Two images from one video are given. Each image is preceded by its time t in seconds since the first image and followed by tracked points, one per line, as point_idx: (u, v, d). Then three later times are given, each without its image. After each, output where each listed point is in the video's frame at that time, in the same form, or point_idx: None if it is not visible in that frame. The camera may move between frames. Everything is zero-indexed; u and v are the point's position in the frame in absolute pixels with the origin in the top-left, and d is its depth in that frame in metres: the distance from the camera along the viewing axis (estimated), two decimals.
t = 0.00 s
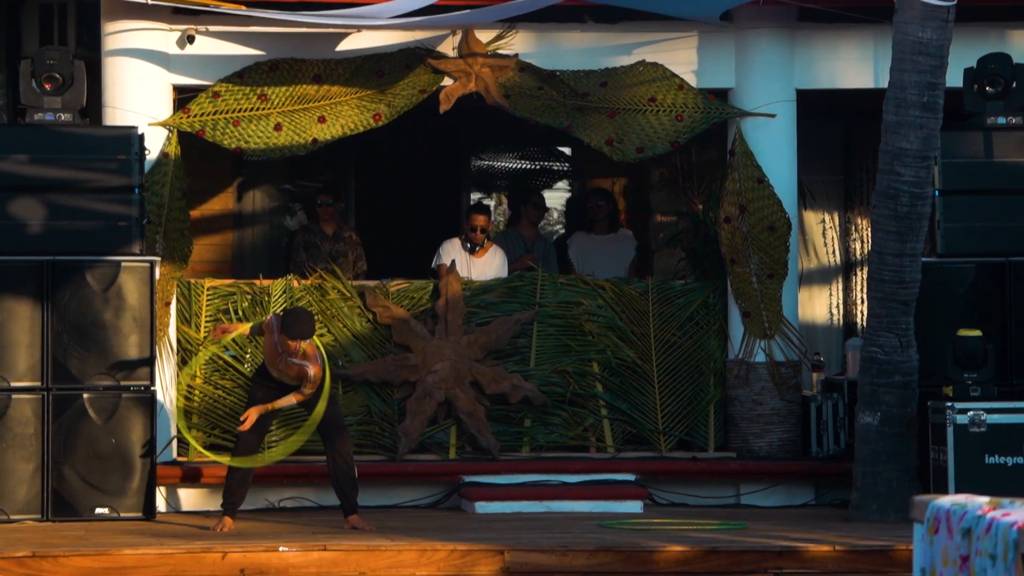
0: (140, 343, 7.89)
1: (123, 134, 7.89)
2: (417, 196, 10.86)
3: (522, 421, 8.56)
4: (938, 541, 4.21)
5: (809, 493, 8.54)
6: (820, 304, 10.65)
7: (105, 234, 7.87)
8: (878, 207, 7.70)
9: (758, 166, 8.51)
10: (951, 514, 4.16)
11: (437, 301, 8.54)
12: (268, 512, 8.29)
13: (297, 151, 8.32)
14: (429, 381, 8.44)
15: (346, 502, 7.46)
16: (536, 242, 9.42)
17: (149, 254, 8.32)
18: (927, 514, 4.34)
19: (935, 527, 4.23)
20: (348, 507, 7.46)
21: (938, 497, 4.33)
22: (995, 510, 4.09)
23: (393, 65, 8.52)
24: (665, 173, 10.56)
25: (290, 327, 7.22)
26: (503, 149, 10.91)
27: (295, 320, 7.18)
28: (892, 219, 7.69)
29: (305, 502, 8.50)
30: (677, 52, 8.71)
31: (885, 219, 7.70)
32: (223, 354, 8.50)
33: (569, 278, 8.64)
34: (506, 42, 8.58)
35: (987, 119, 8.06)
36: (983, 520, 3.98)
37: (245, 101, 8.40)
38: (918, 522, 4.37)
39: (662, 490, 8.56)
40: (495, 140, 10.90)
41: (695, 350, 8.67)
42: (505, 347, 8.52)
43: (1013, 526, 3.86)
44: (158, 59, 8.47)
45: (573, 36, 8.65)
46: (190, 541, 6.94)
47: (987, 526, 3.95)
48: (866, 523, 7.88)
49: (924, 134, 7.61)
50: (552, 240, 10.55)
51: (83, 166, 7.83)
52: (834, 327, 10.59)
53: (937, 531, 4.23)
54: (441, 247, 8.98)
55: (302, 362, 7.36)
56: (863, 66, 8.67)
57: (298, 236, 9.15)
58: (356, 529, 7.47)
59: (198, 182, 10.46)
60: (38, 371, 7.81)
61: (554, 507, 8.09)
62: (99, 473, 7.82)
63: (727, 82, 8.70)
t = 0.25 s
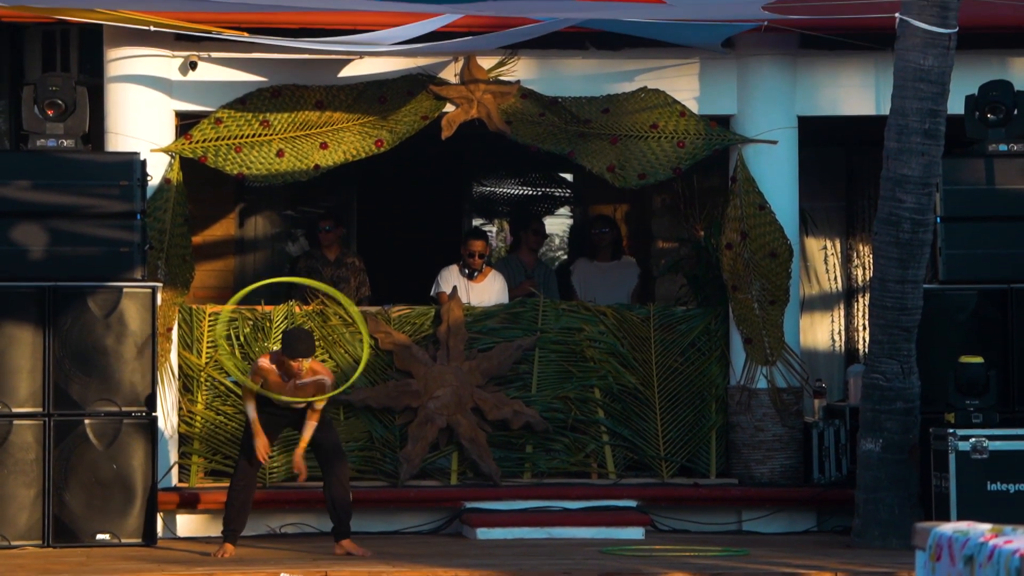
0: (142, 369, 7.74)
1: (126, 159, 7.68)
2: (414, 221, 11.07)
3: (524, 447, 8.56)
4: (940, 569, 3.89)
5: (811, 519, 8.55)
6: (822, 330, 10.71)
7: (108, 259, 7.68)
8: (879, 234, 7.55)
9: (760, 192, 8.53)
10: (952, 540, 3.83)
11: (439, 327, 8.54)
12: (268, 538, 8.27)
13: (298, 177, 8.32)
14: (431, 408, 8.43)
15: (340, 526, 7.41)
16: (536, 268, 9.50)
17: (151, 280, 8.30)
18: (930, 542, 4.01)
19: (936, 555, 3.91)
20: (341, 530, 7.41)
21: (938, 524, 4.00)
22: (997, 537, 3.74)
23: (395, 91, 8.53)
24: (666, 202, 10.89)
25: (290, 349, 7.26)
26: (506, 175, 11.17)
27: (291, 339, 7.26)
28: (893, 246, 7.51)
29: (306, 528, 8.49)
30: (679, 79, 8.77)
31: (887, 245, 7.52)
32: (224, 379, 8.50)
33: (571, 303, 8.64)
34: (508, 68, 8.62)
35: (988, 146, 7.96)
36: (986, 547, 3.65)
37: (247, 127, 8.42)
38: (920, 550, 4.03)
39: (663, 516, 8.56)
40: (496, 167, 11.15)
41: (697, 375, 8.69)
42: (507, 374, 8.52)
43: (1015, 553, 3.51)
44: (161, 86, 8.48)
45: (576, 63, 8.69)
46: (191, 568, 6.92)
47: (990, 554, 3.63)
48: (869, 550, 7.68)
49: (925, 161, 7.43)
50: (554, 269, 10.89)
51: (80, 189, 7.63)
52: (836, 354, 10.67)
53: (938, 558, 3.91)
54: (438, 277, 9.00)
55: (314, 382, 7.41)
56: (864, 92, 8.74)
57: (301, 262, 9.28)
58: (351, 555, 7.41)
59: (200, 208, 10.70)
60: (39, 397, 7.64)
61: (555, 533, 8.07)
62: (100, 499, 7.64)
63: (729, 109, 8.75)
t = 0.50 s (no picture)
0: (143, 376, 7.73)
1: (126, 166, 7.67)
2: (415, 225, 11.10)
3: (525, 454, 8.56)
4: None
5: (812, 527, 8.54)
6: (824, 337, 10.74)
7: (111, 266, 7.68)
8: (881, 241, 7.53)
9: (762, 200, 8.53)
10: (953, 547, 3.84)
11: (441, 334, 8.55)
12: (269, 545, 8.25)
13: (300, 184, 8.32)
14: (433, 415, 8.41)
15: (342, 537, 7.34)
16: (537, 275, 9.56)
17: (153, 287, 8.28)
18: (931, 549, 4.02)
19: (939, 562, 3.91)
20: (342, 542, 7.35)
21: (941, 531, 4.01)
22: (999, 545, 3.74)
23: (397, 99, 8.56)
24: (668, 207, 10.87)
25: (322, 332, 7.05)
26: (507, 182, 11.20)
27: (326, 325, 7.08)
28: (895, 254, 7.50)
29: (308, 535, 8.47)
30: (682, 86, 8.78)
31: (890, 253, 7.50)
32: (227, 387, 8.49)
33: (573, 311, 8.66)
34: (509, 75, 8.64)
35: (990, 153, 7.93)
36: (987, 555, 3.64)
37: (249, 134, 8.41)
38: (923, 558, 4.06)
39: (665, 524, 8.53)
40: (497, 174, 11.20)
41: (699, 383, 8.70)
42: (508, 381, 8.52)
43: (1017, 559, 3.50)
44: (163, 92, 8.50)
45: (578, 71, 8.71)
46: None
47: (991, 561, 3.60)
48: (870, 557, 7.64)
49: (927, 168, 7.41)
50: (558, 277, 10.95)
51: (84, 198, 7.62)
52: (837, 360, 10.68)
53: (941, 566, 3.90)
54: (438, 283, 9.02)
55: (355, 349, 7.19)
56: (866, 100, 8.74)
57: (302, 268, 9.32)
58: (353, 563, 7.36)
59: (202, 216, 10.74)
60: (42, 404, 7.64)
61: (557, 540, 8.08)
62: (102, 506, 7.62)
63: (731, 116, 8.76)
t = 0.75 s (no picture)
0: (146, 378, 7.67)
1: (131, 167, 7.69)
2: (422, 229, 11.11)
3: (529, 456, 8.57)
4: None
5: (815, 529, 8.55)
6: (826, 339, 10.78)
7: (114, 267, 7.68)
8: (884, 243, 7.52)
9: (765, 201, 8.50)
10: (956, 549, 3.82)
11: (444, 335, 8.55)
12: (273, 546, 8.26)
13: (303, 186, 8.31)
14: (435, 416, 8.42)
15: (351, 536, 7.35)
16: (540, 277, 9.56)
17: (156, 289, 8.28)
18: (935, 551, 4.02)
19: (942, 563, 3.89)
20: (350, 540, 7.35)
21: (945, 533, 3.98)
22: (1003, 547, 3.72)
23: (400, 100, 8.55)
24: (671, 209, 11.00)
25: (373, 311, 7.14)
26: (510, 184, 11.23)
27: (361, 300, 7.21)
28: (897, 256, 7.50)
29: (311, 536, 8.45)
30: (685, 87, 8.79)
31: (892, 255, 7.50)
32: (229, 388, 8.49)
33: (576, 312, 8.66)
34: (513, 77, 8.65)
35: (994, 155, 7.93)
36: (990, 556, 3.62)
37: (252, 136, 8.41)
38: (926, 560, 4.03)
39: (668, 525, 8.55)
40: (500, 175, 11.23)
41: (701, 384, 8.71)
42: (512, 382, 8.52)
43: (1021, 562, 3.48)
44: (166, 94, 8.50)
45: (582, 73, 8.73)
46: None
47: (995, 563, 3.59)
48: (874, 559, 7.63)
49: (930, 170, 7.41)
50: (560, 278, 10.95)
51: (91, 199, 7.64)
52: (841, 362, 10.73)
53: (944, 567, 3.88)
54: (442, 282, 9.05)
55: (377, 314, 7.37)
56: (869, 101, 8.75)
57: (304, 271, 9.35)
58: (359, 564, 7.37)
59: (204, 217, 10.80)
60: (44, 405, 7.59)
61: (560, 541, 8.08)
62: (105, 507, 7.57)
63: (734, 118, 8.77)
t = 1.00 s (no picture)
0: (146, 369, 7.64)
1: (131, 159, 7.66)
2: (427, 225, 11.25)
3: (528, 448, 8.57)
4: (945, 570, 3.83)
5: (815, 522, 8.56)
6: (826, 332, 10.84)
7: (114, 260, 7.66)
8: (884, 235, 7.50)
9: (765, 194, 8.52)
10: (956, 542, 3.78)
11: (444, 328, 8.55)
12: (273, 538, 8.26)
13: (303, 178, 8.32)
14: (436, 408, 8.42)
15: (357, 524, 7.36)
16: (540, 269, 9.61)
17: (156, 281, 8.28)
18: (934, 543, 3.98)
19: (942, 556, 3.86)
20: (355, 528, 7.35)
21: (945, 526, 3.96)
22: (1002, 539, 3.69)
23: (401, 91, 8.54)
24: (671, 202, 11.00)
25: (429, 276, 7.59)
26: (511, 176, 11.27)
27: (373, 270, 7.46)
28: (897, 248, 7.48)
29: (311, 528, 8.46)
30: (685, 80, 8.80)
31: (892, 247, 7.48)
32: (229, 380, 8.49)
33: (576, 305, 8.66)
34: (513, 69, 8.64)
35: (994, 147, 7.92)
36: (990, 549, 3.60)
37: (253, 129, 8.43)
38: (925, 552, 4.00)
39: (668, 518, 8.56)
40: (501, 168, 11.28)
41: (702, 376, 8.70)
42: (512, 374, 8.52)
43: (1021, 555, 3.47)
44: (166, 86, 8.49)
45: (582, 65, 8.73)
46: (196, 567, 6.93)
47: (995, 556, 3.58)
48: (873, 551, 7.64)
49: (930, 162, 7.39)
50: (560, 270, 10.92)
51: (91, 191, 7.62)
52: (840, 355, 10.77)
53: (944, 560, 3.86)
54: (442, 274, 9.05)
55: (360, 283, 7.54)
56: (869, 94, 8.76)
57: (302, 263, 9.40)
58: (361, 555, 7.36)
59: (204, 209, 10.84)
60: (44, 397, 7.57)
61: (560, 534, 8.06)
62: (105, 499, 7.56)
63: (734, 111, 8.77)
